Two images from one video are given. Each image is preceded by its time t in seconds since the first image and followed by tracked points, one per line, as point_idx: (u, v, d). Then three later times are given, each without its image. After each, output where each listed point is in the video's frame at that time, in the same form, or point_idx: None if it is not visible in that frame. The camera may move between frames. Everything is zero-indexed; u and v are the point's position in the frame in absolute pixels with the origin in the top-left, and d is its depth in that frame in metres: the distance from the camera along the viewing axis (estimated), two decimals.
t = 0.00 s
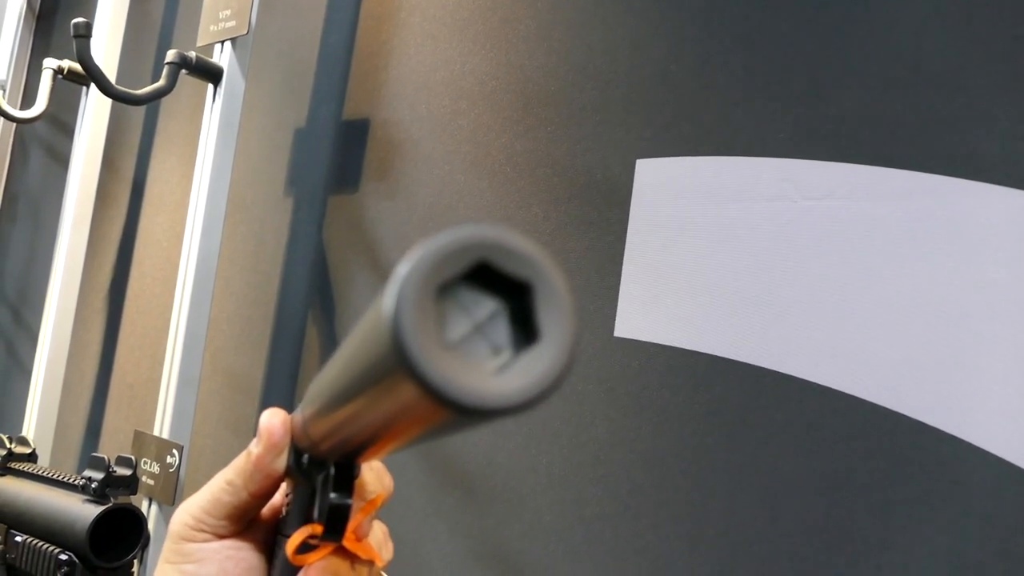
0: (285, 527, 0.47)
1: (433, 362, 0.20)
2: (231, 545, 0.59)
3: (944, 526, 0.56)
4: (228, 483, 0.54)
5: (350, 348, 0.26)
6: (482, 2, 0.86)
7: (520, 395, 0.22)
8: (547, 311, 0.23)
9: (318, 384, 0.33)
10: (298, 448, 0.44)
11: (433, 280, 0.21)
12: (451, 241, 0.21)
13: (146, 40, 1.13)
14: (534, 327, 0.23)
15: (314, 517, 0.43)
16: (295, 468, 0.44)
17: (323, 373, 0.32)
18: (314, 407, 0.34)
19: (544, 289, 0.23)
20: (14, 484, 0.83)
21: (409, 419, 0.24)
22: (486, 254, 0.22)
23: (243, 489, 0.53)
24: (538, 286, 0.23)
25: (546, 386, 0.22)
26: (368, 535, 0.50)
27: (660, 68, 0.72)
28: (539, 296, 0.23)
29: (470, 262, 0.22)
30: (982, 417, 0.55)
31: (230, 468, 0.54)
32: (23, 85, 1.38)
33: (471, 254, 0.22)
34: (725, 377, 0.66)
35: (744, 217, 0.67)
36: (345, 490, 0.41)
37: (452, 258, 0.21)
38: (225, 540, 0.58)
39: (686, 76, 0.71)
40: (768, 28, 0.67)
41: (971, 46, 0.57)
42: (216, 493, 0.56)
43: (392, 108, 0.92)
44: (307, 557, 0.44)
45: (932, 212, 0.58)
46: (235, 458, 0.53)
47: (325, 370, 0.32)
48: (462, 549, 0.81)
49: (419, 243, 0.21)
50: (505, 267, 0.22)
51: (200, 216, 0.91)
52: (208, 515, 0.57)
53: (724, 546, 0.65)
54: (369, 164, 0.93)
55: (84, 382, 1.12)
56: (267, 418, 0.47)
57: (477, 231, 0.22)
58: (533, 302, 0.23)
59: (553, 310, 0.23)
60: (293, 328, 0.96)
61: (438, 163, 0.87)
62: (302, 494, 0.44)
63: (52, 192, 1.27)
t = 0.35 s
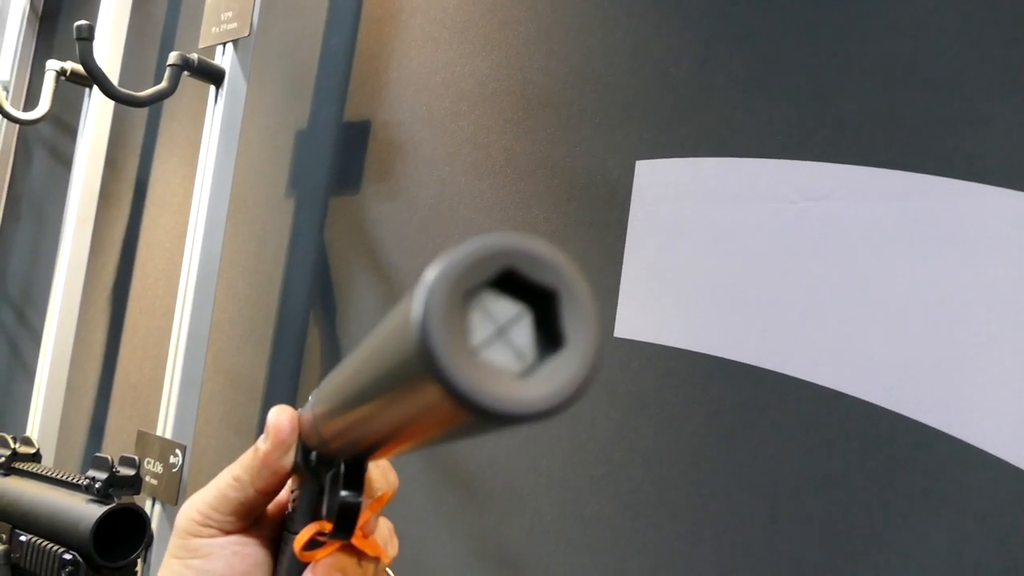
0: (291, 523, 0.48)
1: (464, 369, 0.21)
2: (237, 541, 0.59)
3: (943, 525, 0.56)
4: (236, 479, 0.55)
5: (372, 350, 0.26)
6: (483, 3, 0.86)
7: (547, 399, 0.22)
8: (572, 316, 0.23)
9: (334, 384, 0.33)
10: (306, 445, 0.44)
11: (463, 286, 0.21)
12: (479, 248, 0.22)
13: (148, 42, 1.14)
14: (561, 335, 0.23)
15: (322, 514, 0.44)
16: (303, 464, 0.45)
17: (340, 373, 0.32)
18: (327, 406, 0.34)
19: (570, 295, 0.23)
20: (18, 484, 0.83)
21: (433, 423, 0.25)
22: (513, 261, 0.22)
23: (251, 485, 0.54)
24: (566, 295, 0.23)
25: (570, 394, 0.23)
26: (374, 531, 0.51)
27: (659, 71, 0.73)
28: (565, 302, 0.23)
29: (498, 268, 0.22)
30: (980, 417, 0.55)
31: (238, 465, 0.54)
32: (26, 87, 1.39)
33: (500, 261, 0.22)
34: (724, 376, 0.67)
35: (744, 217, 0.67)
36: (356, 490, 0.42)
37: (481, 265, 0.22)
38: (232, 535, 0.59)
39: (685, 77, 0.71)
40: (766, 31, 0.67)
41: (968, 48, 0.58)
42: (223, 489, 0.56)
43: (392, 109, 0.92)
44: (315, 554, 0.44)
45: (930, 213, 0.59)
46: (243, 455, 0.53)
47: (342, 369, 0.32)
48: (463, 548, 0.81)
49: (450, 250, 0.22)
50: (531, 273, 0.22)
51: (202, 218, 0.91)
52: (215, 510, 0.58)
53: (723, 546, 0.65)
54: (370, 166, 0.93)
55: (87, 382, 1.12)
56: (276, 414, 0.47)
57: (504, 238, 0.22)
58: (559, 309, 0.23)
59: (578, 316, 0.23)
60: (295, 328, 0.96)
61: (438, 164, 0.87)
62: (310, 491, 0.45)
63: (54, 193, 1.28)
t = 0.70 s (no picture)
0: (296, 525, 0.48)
1: (480, 412, 0.21)
2: (241, 540, 0.60)
3: (949, 526, 0.56)
4: (240, 481, 0.55)
5: (388, 374, 0.26)
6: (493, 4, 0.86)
7: (562, 442, 0.22)
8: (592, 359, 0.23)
9: (348, 395, 0.33)
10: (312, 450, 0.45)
11: (482, 327, 0.21)
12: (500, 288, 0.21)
13: (157, 41, 1.14)
14: (579, 377, 0.23)
15: (328, 519, 0.44)
16: (308, 469, 0.45)
17: (353, 386, 0.32)
18: (337, 415, 0.34)
19: (591, 338, 0.23)
20: (29, 481, 0.84)
21: (445, 452, 0.25)
22: (534, 301, 0.22)
23: (256, 487, 0.54)
24: (585, 336, 0.23)
25: (586, 435, 0.22)
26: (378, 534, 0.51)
27: (668, 72, 0.73)
28: (585, 345, 0.23)
29: (518, 309, 0.22)
30: (986, 419, 0.55)
31: (242, 466, 0.54)
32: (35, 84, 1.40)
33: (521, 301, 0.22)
34: (731, 378, 0.67)
35: (753, 220, 0.67)
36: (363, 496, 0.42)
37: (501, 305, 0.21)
38: (235, 535, 0.60)
39: (694, 79, 0.71)
40: (775, 34, 0.67)
41: (976, 52, 0.58)
42: (227, 489, 0.57)
43: (401, 110, 0.93)
44: (319, 558, 0.45)
45: (937, 217, 0.59)
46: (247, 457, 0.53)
47: (355, 382, 0.32)
48: (470, 546, 0.82)
49: (470, 287, 0.22)
50: (552, 314, 0.22)
51: (211, 218, 0.92)
52: (219, 510, 0.58)
53: (729, 545, 0.65)
54: (378, 165, 0.94)
55: (96, 379, 1.13)
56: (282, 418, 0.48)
57: (526, 278, 0.22)
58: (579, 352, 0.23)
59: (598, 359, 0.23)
60: (303, 327, 0.97)
61: (447, 165, 0.87)
62: (315, 494, 0.46)
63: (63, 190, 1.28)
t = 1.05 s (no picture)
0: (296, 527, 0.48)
1: (491, 409, 0.20)
2: (241, 542, 0.60)
3: (956, 521, 0.56)
4: (241, 483, 0.55)
5: (393, 372, 0.26)
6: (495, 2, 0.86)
7: (574, 440, 0.22)
8: (602, 355, 0.23)
9: (349, 395, 0.33)
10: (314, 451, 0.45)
11: (493, 323, 0.21)
12: (510, 284, 0.21)
13: (160, 42, 1.15)
14: (590, 372, 0.23)
15: (329, 520, 0.44)
16: (309, 470, 0.45)
17: (355, 387, 0.32)
18: (339, 414, 0.34)
19: (601, 334, 0.23)
20: (34, 482, 0.84)
21: (452, 451, 0.25)
22: (544, 298, 0.22)
23: (256, 488, 0.54)
24: (596, 332, 0.23)
25: (599, 433, 0.22)
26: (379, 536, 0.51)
27: (671, 69, 0.73)
28: (596, 341, 0.23)
29: (528, 305, 0.22)
30: (993, 414, 0.55)
31: (242, 468, 0.54)
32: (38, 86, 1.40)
33: (531, 297, 0.22)
34: (736, 374, 0.67)
35: (757, 217, 0.67)
36: (365, 497, 0.42)
37: (512, 301, 0.21)
38: (235, 536, 0.60)
39: (697, 76, 0.71)
40: (779, 30, 0.67)
41: (980, 46, 0.58)
42: (227, 491, 0.57)
43: (403, 109, 0.93)
44: (320, 559, 0.45)
45: (942, 212, 0.59)
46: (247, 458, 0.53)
47: (357, 382, 0.32)
48: (475, 545, 0.82)
49: (481, 283, 0.21)
50: (562, 311, 0.22)
51: (215, 218, 0.92)
52: (218, 512, 0.58)
53: (735, 542, 0.65)
54: (381, 165, 0.94)
55: (100, 381, 1.13)
56: (283, 419, 0.48)
57: (536, 274, 0.22)
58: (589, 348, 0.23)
59: (608, 356, 0.23)
60: (306, 326, 0.97)
61: (450, 163, 0.87)
62: (316, 495, 0.46)
63: (67, 192, 1.28)
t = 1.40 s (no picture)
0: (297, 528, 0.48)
1: (491, 415, 0.21)
2: (242, 543, 0.60)
3: (958, 518, 0.56)
4: (243, 483, 0.55)
5: (396, 376, 0.26)
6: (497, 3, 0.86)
7: (574, 448, 0.22)
8: (604, 364, 0.23)
9: (352, 397, 0.33)
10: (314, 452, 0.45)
11: (494, 329, 0.21)
12: (511, 292, 0.22)
13: (163, 42, 1.15)
14: (591, 380, 0.23)
15: (330, 521, 0.44)
16: (310, 471, 0.46)
17: (358, 389, 0.32)
18: (342, 416, 0.34)
19: (603, 342, 0.23)
20: (39, 482, 0.84)
21: (453, 456, 0.25)
22: (546, 305, 0.22)
23: (258, 489, 0.54)
24: (598, 341, 0.23)
25: (600, 441, 0.22)
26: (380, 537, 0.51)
27: (673, 69, 0.73)
28: (598, 350, 0.23)
29: (530, 312, 0.22)
30: (994, 412, 0.55)
31: (244, 469, 0.55)
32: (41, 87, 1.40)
33: (533, 304, 0.22)
34: (738, 373, 0.67)
35: (759, 217, 0.67)
36: (367, 499, 0.42)
37: (513, 308, 0.22)
38: (236, 537, 0.60)
39: (699, 76, 0.71)
40: (781, 30, 0.67)
41: (982, 46, 0.58)
42: (229, 492, 0.57)
43: (406, 109, 0.93)
44: (321, 560, 0.45)
45: (943, 212, 0.59)
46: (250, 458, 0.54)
47: (360, 384, 0.32)
48: (477, 544, 0.82)
49: (483, 290, 0.22)
50: (564, 318, 0.22)
51: (218, 219, 0.92)
52: (220, 513, 0.58)
53: (737, 540, 0.66)
54: (384, 165, 0.94)
55: (104, 381, 1.13)
56: (285, 420, 0.48)
57: (538, 281, 0.22)
58: (591, 358, 0.23)
59: (610, 365, 0.23)
60: (309, 326, 0.97)
61: (453, 164, 0.88)
62: (317, 497, 0.46)
63: (70, 192, 1.29)
